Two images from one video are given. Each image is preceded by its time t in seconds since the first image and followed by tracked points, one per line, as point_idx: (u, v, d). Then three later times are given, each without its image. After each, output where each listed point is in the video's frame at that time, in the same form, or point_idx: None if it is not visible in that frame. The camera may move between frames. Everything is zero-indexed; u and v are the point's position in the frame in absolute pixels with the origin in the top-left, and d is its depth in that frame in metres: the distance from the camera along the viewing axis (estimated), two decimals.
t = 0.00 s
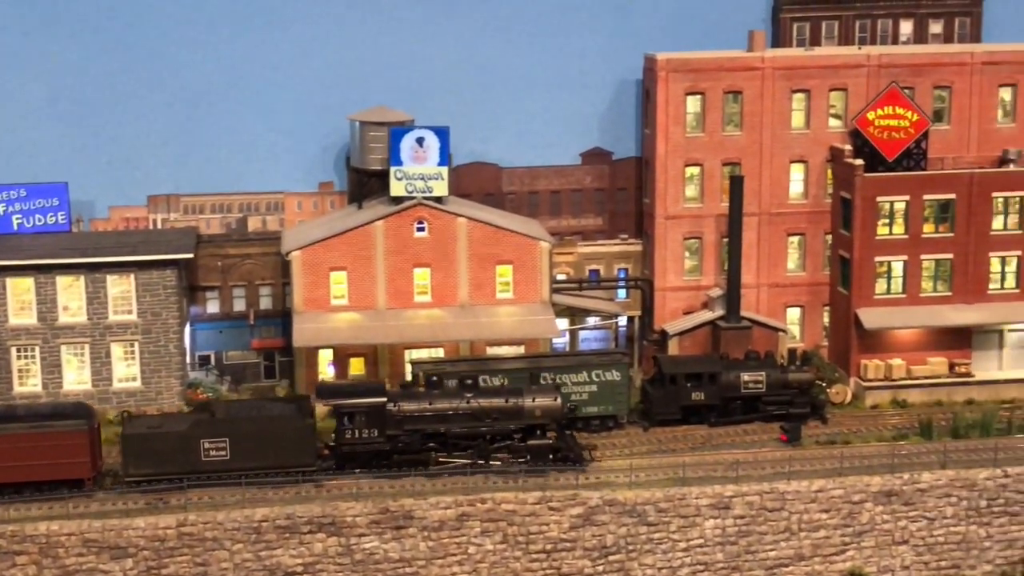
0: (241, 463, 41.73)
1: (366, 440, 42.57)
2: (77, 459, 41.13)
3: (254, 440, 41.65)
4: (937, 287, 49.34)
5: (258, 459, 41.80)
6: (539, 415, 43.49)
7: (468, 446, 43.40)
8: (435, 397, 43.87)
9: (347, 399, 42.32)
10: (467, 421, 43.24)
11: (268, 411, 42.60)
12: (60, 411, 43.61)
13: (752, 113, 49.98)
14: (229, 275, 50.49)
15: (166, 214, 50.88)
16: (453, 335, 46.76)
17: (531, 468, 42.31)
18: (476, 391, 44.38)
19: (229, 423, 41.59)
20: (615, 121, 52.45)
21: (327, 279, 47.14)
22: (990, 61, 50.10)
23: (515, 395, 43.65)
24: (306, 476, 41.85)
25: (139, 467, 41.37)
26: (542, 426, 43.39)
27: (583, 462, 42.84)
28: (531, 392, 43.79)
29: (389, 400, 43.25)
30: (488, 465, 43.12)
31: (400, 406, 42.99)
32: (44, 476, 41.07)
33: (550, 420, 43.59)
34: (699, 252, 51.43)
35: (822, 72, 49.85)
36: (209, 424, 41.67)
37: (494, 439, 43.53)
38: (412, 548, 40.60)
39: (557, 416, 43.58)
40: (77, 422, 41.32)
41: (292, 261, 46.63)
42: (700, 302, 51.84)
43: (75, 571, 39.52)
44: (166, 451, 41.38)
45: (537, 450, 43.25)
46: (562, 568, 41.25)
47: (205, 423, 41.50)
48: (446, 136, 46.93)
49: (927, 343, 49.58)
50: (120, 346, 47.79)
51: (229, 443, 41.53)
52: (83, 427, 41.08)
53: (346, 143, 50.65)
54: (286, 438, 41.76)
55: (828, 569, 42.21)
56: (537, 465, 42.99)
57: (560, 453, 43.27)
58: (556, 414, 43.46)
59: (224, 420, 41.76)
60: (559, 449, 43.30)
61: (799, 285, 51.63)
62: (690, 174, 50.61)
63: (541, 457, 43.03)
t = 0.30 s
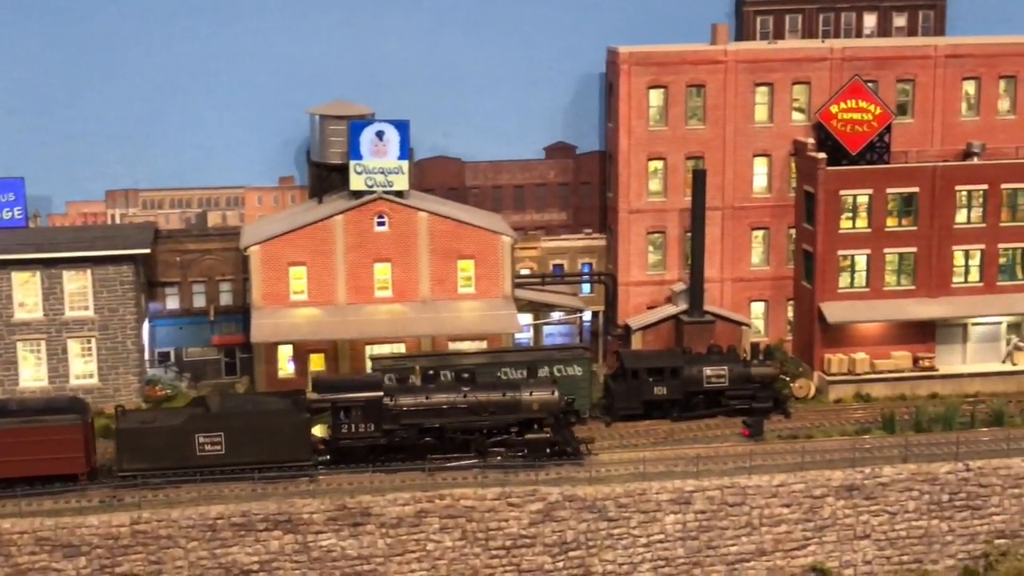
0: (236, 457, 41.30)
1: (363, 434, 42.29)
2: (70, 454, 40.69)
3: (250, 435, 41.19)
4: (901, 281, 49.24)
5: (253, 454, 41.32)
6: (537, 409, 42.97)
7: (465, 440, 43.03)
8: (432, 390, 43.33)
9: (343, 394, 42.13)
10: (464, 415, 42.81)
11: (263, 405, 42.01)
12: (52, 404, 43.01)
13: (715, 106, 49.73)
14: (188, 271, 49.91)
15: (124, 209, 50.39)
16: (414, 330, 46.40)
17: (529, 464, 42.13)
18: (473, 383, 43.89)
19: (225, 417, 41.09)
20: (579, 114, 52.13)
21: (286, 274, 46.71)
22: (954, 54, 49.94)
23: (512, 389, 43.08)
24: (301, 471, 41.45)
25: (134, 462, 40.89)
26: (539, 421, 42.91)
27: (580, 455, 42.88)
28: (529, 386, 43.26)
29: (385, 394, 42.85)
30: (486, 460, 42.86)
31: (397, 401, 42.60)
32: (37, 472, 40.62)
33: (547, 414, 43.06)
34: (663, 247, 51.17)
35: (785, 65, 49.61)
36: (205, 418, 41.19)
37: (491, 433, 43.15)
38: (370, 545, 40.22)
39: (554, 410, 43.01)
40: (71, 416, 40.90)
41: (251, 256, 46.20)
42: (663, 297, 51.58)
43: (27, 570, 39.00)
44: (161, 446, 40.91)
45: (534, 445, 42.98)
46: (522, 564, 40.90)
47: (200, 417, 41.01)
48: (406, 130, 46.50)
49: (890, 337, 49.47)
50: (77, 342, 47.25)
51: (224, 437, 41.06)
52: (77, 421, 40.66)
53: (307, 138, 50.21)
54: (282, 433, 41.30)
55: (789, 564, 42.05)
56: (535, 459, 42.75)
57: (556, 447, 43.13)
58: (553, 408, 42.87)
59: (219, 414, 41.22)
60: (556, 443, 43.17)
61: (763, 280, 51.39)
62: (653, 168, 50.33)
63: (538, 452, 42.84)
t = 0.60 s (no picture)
0: (237, 454, 41.16)
1: (365, 431, 41.89)
2: (69, 451, 40.33)
3: (251, 432, 41.04)
4: (866, 277, 49.18)
5: (254, 451, 41.21)
6: (539, 405, 43.11)
7: (466, 436, 43.09)
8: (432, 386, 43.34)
9: (344, 391, 41.57)
10: (466, 411, 42.90)
11: (262, 402, 41.98)
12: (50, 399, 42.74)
13: (681, 102, 49.52)
14: (150, 269, 49.51)
15: (85, 206, 49.95)
16: (377, 328, 46.09)
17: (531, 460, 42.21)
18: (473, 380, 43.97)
19: (225, 415, 40.95)
20: (544, 111, 51.87)
21: (248, 271, 46.34)
22: (919, 50, 49.86)
23: (514, 385, 43.23)
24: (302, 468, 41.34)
25: (134, 459, 40.72)
26: (541, 417, 43.07)
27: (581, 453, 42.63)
28: (531, 383, 43.41)
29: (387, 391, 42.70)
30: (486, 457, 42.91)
31: (399, 397, 42.54)
32: (37, 469, 40.28)
33: (549, 411, 43.25)
34: (629, 243, 50.97)
35: (750, 61, 49.47)
36: (205, 416, 41.04)
37: (493, 429, 43.23)
38: (331, 545, 39.90)
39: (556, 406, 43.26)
40: (69, 413, 40.55)
41: (212, 253, 45.80)
42: (630, 294, 51.35)
43: None
44: (161, 444, 40.75)
45: (535, 441, 43.10)
46: (485, 563, 40.64)
47: (201, 415, 40.87)
48: (369, 126, 46.20)
49: (856, 333, 49.44)
50: (37, 341, 46.70)
51: (225, 434, 40.92)
52: (75, 418, 40.30)
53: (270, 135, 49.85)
54: (283, 430, 41.21)
55: (753, 562, 41.91)
56: (536, 456, 42.86)
57: (557, 443, 43.10)
58: (555, 405, 43.09)
59: (220, 411, 41.11)
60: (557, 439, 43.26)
61: (729, 277, 51.28)
62: (619, 165, 50.12)
63: (540, 448, 42.90)
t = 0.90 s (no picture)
0: (231, 448, 40.71)
1: (359, 425, 41.74)
2: (60, 445, 39.98)
3: (245, 425, 40.58)
4: (826, 270, 49.30)
5: (246, 445, 40.74)
6: (533, 398, 42.97)
7: (461, 430, 42.69)
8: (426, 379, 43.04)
9: (338, 384, 41.54)
10: (460, 404, 42.57)
11: (256, 396, 41.45)
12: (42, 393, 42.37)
13: (641, 95, 49.41)
14: (106, 263, 49.00)
15: (39, 200, 49.26)
16: (336, 323, 45.76)
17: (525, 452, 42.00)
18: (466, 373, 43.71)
19: (218, 409, 40.40)
20: (505, 104, 51.61)
21: (204, 265, 45.87)
22: (878, 43, 49.90)
23: (508, 377, 43.06)
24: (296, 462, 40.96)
25: (126, 453, 40.18)
26: (536, 409, 42.84)
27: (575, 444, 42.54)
28: (525, 374, 43.18)
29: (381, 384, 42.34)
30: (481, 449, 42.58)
31: (393, 390, 42.18)
32: (29, 463, 39.91)
33: (543, 403, 43.08)
34: (590, 237, 50.76)
35: (710, 54, 49.42)
36: (198, 409, 40.54)
37: (487, 423, 42.96)
38: (289, 541, 39.56)
39: (550, 398, 43.10)
40: (60, 407, 40.24)
41: (168, 248, 45.36)
42: (590, 287, 51.07)
43: None
44: (153, 438, 40.19)
45: (531, 433, 42.74)
46: (444, 559, 40.40)
47: (194, 408, 40.36)
48: (326, 119, 45.90)
49: (815, 326, 49.52)
50: None
51: (218, 429, 40.40)
52: (67, 412, 39.98)
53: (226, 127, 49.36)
54: (276, 424, 40.75)
55: (713, 555, 41.87)
56: (531, 448, 42.53)
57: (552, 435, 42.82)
58: (550, 397, 42.95)
59: (213, 405, 40.54)
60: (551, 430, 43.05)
61: (690, 270, 51.21)
62: (580, 158, 49.95)
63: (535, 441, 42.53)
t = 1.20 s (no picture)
0: (217, 449, 40.65)
1: (346, 424, 41.59)
2: (45, 447, 39.78)
3: (232, 425, 40.52)
4: (778, 268, 49.43)
5: (233, 445, 40.72)
6: (520, 395, 43.03)
7: (448, 428, 42.72)
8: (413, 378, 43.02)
9: (325, 384, 41.32)
10: (447, 402, 42.55)
11: (242, 395, 41.38)
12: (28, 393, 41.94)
13: (593, 93, 49.33)
14: (55, 264, 48.52)
15: None
16: (287, 323, 45.60)
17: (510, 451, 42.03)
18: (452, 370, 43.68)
19: (205, 410, 40.31)
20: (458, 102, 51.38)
21: (153, 266, 45.51)
22: (830, 41, 50.04)
23: (494, 375, 43.05)
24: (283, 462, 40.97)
25: (112, 454, 39.99)
26: (522, 407, 42.89)
27: (562, 442, 42.59)
28: (510, 372, 43.23)
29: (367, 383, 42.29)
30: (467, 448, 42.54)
31: (380, 389, 42.08)
32: (13, 465, 39.70)
33: (529, 400, 43.14)
34: (543, 235, 50.66)
35: (662, 52, 49.36)
36: (185, 410, 40.40)
37: (473, 421, 43.00)
38: (237, 544, 39.32)
39: (537, 395, 43.12)
40: (45, 409, 40.01)
41: (116, 249, 44.99)
42: (544, 286, 51.03)
43: None
44: (140, 439, 40.03)
45: (518, 431, 42.67)
46: (394, 560, 40.23)
47: (181, 409, 40.21)
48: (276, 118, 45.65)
49: (767, 324, 49.62)
50: None
51: (205, 429, 40.34)
52: (52, 413, 39.79)
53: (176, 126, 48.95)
54: (263, 424, 40.72)
55: (664, 554, 41.87)
56: (517, 446, 42.49)
57: (538, 433, 42.77)
58: (536, 394, 43.04)
59: (199, 405, 40.44)
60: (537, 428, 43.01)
61: (643, 268, 51.20)
62: (532, 156, 49.83)
63: (521, 438, 42.60)
